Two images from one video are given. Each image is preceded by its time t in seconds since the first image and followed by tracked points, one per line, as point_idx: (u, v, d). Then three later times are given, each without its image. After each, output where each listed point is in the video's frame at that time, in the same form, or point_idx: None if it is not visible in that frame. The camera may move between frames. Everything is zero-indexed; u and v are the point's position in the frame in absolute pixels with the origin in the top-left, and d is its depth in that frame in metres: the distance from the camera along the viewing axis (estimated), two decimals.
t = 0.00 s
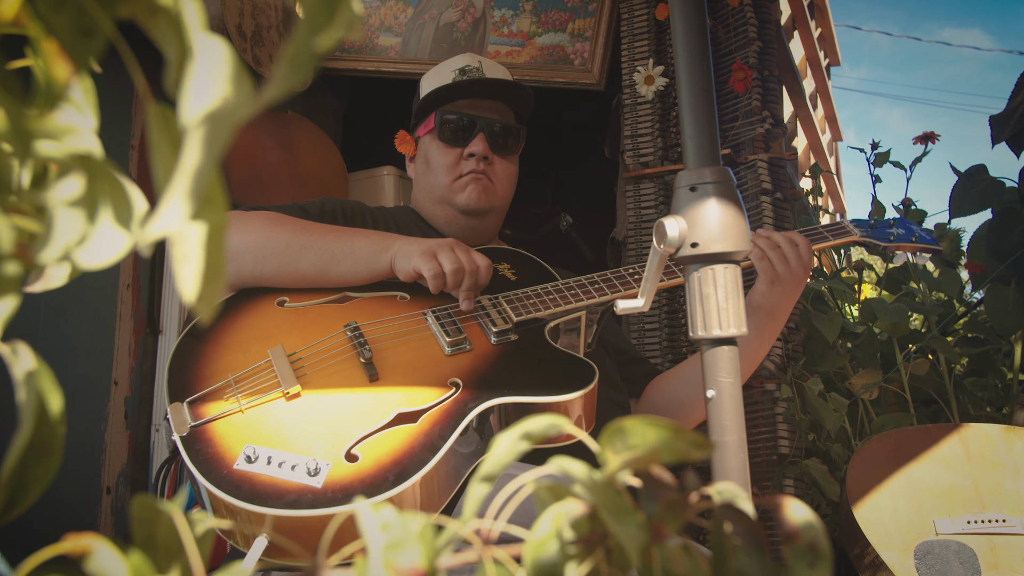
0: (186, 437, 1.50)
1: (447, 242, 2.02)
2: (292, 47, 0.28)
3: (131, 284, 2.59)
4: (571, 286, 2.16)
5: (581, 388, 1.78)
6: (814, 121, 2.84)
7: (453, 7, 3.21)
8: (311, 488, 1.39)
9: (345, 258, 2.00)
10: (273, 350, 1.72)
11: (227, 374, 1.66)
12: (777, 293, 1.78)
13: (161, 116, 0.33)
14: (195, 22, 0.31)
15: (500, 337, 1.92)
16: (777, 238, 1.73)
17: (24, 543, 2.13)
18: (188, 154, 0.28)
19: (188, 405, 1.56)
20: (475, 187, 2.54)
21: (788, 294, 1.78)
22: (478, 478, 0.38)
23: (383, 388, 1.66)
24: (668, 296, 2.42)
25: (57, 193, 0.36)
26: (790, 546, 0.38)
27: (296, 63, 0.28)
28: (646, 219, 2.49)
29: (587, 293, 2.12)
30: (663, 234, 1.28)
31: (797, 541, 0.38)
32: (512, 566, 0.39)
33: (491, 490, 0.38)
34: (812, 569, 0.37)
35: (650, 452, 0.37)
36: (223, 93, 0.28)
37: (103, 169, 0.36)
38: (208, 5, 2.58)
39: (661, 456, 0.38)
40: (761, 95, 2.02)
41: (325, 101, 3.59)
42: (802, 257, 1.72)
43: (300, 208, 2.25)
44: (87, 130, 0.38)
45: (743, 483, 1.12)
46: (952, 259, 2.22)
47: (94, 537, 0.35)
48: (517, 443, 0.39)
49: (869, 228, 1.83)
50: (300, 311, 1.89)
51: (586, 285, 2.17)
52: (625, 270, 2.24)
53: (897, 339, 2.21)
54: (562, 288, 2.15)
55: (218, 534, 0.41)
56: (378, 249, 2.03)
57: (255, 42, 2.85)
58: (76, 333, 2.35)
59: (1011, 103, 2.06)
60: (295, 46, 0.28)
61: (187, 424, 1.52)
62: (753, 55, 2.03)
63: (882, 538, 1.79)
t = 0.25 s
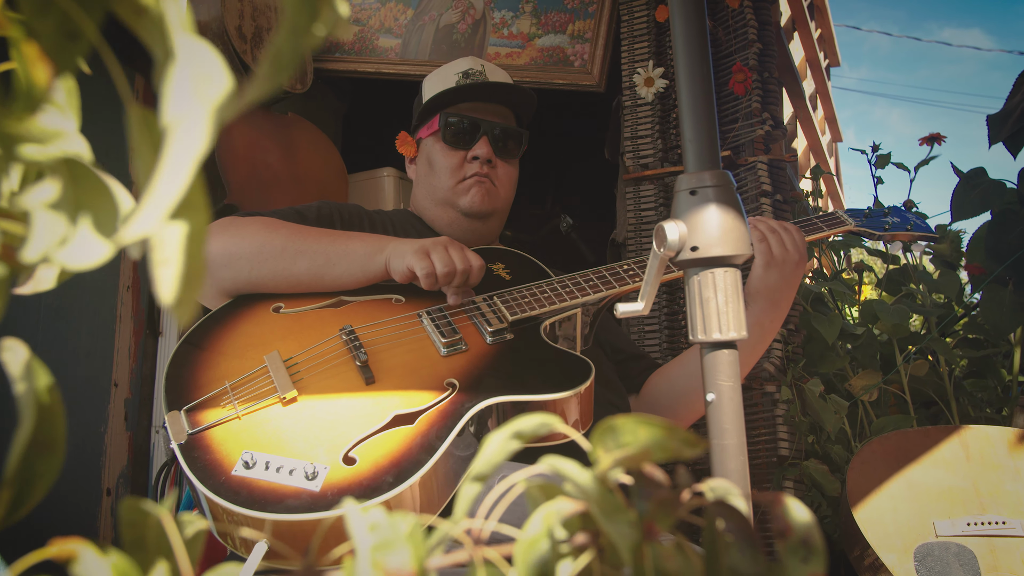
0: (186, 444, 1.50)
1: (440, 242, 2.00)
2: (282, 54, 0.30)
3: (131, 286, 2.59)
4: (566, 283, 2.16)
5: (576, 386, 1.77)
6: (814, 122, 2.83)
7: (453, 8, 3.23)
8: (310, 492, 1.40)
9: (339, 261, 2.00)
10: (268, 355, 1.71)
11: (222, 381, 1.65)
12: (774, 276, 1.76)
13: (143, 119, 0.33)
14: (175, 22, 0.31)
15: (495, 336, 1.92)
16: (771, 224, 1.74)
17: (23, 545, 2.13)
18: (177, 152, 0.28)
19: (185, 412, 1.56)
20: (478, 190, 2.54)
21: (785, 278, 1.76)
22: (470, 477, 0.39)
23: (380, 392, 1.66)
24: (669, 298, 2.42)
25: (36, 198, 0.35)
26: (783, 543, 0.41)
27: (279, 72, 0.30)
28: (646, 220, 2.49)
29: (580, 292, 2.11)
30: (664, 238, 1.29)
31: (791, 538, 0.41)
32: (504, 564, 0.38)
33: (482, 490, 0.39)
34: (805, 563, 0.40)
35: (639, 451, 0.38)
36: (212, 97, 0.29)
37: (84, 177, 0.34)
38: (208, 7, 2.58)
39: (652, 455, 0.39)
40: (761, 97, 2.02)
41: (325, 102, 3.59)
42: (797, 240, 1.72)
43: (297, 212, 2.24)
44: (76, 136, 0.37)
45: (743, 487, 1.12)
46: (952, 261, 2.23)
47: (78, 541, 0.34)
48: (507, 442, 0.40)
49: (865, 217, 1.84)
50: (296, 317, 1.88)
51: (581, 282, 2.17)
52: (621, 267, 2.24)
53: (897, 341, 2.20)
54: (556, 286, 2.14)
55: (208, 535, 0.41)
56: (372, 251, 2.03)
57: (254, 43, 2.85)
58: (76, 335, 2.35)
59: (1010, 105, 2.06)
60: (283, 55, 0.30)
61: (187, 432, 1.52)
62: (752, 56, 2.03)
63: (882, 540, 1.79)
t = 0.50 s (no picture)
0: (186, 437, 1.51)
1: (440, 242, 2.01)
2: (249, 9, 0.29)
3: (132, 285, 2.59)
4: (567, 290, 2.15)
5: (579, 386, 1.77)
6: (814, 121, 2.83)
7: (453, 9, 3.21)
8: (309, 487, 1.40)
9: (341, 262, 2.00)
10: (271, 351, 1.72)
11: (224, 376, 1.66)
12: (772, 287, 1.76)
13: (104, 86, 0.33)
14: None
15: (497, 339, 1.92)
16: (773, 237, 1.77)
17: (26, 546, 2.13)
18: (145, 125, 0.30)
19: (187, 406, 1.57)
20: (482, 203, 2.56)
21: (783, 290, 1.77)
22: (457, 456, 0.39)
23: (381, 392, 1.66)
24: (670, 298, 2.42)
25: None
26: (776, 515, 0.39)
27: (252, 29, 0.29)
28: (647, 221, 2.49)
29: (581, 298, 2.11)
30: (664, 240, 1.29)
31: (782, 509, 0.39)
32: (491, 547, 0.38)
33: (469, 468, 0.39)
34: (799, 535, 0.39)
35: (627, 424, 0.39)
36: (179, 69, 0.31)
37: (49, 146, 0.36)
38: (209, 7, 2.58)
39: (640, 430, 0.40)
40: (762, 98, 2.03)
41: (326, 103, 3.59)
42: (796, 253, 1.74)
43: (297, 215, 2.24)
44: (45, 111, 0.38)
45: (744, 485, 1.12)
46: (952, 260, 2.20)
47: (52, 527, 0.34)
48: (494, 420, 0.40)
49: (864, 234, 1.84)
50: (298, 314, 1.89)
51: (583, 288, 2.17)
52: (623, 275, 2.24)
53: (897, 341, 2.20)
54: (558, 291, 2.14)
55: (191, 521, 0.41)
56: (372, 253, 2.02)
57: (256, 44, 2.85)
58: (78, 334, 2.36)
59: (1010, 104, 2.06)
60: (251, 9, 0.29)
61: (187, 425, 1.52)
62: (753, 57, 2.03)
63: (883, 539, 1.80)
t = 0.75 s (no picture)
0: (192, 434, 1.51)
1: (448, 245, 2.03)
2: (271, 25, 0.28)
3: (135, 286, 2.60)
4: (572, 294, 2.15)
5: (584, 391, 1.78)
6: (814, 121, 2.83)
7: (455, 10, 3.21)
8: (316, 485, 1.41)
9: (349, 262, 2.01)
10: (279, 349, 1.73)
11: (232, 374, 1.67)
12: (770, 298, 1.78)
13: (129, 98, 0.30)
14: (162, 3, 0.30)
15: (503, 342, 1.93)
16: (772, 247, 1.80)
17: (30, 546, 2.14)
18: (166, 134, 0.27)
19: (194, 403, 1.56)
20: (487, 216, 2.58)
21: (781, 302, 1.79)
22: (474, 465, 0.39)
23: (388, 393, 1.67)
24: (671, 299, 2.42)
25: (19, 181, 0.31)
26: (794, 528, 0.38)
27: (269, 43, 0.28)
28: (648, 222, 2.49)
29: (586, 302, 2.11)
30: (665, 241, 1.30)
31: (800, 522, 0.39)
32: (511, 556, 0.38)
33: (487, 476, 0.39)
34: (815, 549, 0.38)
35: (646, 434, 0.39)
36: (201, 78, 0.28)
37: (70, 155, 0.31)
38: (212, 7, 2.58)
39: (657, 439, 0.40)
40: (763, 100, 2.03)
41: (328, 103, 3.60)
42: (794, 263, 1.76)
43: (300, 214, 2.25)
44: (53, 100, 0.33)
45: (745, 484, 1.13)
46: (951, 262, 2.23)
47: (73, 535, 0.32)
48: (511, 427, 0.40)
49: (863, 244, 1.85)
50: (304, 314, 1.90)
51: (588, 293, 2.17)
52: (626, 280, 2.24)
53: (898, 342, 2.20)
54: (564, 295, 2.14)
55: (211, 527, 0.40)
56: (381, 254, 2.03)
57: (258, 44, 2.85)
58: (80, 335, 2.36)
59: (1009, 104, 2.06)
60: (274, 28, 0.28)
61: (194, 421, 1.52)
62: (754, 59, 2.03)
63: (883, 539, 1.80)
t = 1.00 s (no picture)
0: (196, 443, 1.54)
1: (449, 254, 2.04)
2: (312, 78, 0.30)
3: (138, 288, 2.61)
4: (570, 294, 2.15)
5: (581, 394, 1.80)
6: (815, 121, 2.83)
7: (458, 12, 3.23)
8: (320, 493, 1.42)
9: (350, 268, 2.02)
10: (279, 356, 1.74)
11: (233, 383, 1.68)
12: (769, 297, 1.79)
13: (182, 139, 0.33)
14: (218, 50, 0.32)
15: (503, 344, 1.94)
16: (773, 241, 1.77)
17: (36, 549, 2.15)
18: (215, 177, 0.30)
19: (196, 411, 1.59)
20: (495, 206, 2.56)
21: (782, 298, 1.79)
22: (506, 488, 0.40)
23: (389, 394, 1.69)
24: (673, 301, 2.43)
25: (81, 222, 0.35)
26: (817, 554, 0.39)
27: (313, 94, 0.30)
28: (650, 224, 2.49)
29: (586, 301, 2.11)
30: (667, 245, 1.31)
31: (823, 550, 0.39)
32: None
33: (517, 500, 0.39)
34: None
35: (676, 461, 0.38)
36: (247, 122, 0.30)
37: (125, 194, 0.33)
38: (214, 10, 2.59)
39: (686, 465, 0.39)
40: (764, 102, 2.04)
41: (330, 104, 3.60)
42: (795, 258, 1.73)
43: (304, 218, 2.24)
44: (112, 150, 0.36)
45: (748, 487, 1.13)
46: (954, 263, 2.21)
47: (125, 558, 0.36)
48: (543, 452, 0.40)
49: (864, 236, 1.88)
50: (304, 321, 1.91)
51: (586, 292, 2.17)
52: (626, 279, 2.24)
53: (900, 342, 2.20)
54: (561, 296, 2.14)
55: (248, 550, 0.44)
56: (381, 259, 2.05)
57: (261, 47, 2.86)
58: (84, 337, 2.37)
59: (1011, 107, 2.06)
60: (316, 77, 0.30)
61: (196, 431, 1.55)
62: (756, 61, 2.04)
63: (884, 541, 1.82)
